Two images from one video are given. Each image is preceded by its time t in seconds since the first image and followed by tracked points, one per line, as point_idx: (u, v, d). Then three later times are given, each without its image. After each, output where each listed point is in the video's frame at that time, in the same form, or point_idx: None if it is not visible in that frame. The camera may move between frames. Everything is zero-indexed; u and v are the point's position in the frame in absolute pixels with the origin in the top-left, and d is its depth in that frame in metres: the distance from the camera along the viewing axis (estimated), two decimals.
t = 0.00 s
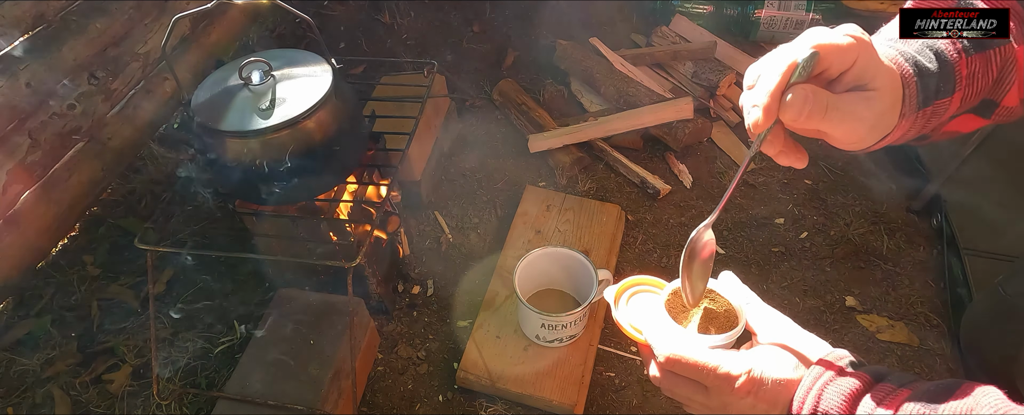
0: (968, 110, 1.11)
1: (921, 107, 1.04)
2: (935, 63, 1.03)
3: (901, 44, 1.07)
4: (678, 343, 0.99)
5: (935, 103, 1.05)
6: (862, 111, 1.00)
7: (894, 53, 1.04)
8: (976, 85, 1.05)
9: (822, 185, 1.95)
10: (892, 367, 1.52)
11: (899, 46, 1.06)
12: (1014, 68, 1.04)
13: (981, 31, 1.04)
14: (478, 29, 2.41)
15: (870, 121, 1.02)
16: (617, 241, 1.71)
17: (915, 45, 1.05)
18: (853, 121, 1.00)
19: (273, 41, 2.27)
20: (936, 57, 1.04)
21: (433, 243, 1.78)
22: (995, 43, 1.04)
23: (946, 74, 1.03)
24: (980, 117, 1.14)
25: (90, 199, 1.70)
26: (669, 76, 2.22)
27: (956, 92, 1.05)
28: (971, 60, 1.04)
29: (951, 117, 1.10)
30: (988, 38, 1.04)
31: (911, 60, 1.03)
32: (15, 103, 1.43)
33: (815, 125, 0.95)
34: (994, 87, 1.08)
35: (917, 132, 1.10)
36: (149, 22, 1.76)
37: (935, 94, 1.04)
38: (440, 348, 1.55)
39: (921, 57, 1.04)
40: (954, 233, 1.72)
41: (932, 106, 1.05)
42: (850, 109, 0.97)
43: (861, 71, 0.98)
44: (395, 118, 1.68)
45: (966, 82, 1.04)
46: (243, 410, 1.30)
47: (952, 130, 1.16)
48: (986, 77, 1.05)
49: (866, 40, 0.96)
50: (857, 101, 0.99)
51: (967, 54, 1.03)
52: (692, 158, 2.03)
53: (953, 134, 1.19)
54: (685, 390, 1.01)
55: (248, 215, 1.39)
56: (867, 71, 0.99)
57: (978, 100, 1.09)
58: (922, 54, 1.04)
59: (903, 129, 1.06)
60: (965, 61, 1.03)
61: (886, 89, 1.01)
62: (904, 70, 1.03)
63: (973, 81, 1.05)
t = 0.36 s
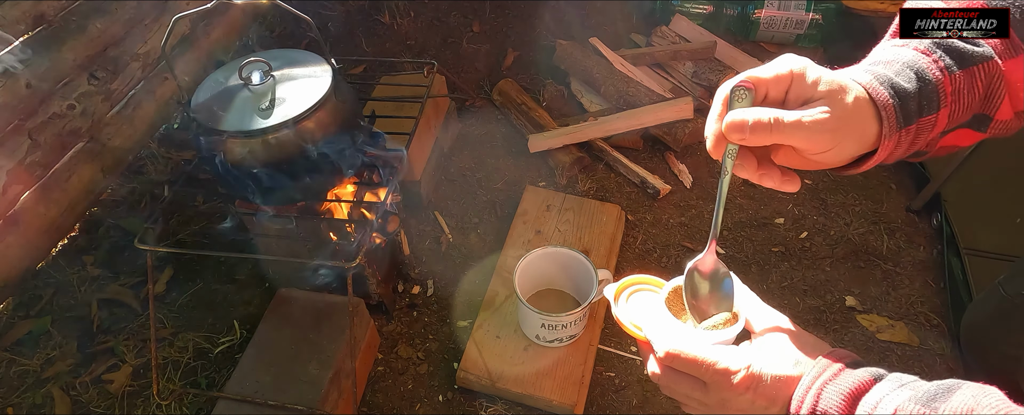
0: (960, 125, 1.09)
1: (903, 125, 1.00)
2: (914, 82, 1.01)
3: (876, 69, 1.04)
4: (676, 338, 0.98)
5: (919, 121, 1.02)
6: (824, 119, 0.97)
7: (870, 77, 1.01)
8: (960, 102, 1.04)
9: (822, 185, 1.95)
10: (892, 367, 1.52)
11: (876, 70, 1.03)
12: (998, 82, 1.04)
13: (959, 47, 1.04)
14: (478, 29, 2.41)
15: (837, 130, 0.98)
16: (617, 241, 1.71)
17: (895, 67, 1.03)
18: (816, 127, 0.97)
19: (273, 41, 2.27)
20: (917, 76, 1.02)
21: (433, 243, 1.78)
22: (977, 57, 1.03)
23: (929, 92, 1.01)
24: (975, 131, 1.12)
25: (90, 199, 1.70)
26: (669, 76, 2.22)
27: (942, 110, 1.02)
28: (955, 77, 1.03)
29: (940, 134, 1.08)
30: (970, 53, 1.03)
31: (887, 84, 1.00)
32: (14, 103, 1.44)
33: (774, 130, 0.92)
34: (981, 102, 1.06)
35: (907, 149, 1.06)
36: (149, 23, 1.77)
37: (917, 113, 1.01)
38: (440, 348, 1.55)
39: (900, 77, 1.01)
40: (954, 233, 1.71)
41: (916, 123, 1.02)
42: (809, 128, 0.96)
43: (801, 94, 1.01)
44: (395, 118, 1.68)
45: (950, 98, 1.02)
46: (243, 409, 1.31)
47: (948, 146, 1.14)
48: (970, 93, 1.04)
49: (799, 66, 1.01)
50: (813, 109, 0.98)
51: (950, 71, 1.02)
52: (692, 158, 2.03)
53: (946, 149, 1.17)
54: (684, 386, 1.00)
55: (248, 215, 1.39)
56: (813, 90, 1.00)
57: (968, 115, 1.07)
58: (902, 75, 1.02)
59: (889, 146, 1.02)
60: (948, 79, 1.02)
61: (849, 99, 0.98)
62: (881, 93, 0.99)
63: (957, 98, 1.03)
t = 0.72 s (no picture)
0: (925, 112, 1.07)
1: (855, 107, 1.03)
2: (867, 65, 1.03)
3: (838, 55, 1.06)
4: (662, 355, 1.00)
5: (874, 103, 1.04)
6: (766, 89, 1.04)
7: (824, 61, 1.06)
8: (919, 87, 1.03)
9: (822, 184, 1.95)
10: (891, 367, 1.52)
11: (834, 54, 1.07)
12: (957, 69, 1.02)
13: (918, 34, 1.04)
14: (478, 29, 2.41)
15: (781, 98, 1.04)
16: (616, 241, 1.71)
17: (854, 51, 1.06)
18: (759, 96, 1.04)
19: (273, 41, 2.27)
20: (872, 60, 1.03)
21: (433, 243, 1.78)
22: (933, 45, 1.03)
23: (883, 76, 1.02)
24: (943, 119, 1.08)
25: (90, 200, 1.70)
26: (669, 76, 2.22)
27: (898, 93, 1.03)
28: (913, 62, 1.02)
29: (903, 121, 1.07)
30: (927, 39, 1.03)
31: (840, 67, 1.04)
32: (15, 103, 1.44)
33: (717, 98, 1.00)
34: (942, 88, 1.04)
35: (867, 133, 1.07)
36: (149, 23, 1.77)
37: (870, 95, 1.03)
38: (440, 348, 1.55)
39: (853, 62, 1.04)
40: (954, 232, 1.71)
41: (871, 105, 1.03)
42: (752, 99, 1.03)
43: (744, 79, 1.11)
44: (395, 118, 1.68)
45: (907, 83, 1.02)
46: (243, 410, 1.31)
47: (919, 134, 1.11)
48: (930, 79, 1.03)
49: (740, 56, 1.12)
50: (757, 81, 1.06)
51: (906, 57, 1.03)
52: (692, 158, 2.03)
53: (923, 138, 1.14)
54: (673, 403, 1.02)
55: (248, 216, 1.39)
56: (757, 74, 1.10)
57: (933, 103, 1.05)
58: (856, 58, 1.05)
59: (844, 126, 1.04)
60: (905, 65, 1.02)
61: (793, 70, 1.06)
62: (832, 76, 1.04)
63: (915, 83, 1.03)
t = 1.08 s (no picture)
0: (817, 150, 1.02)
1: (747, 151, 1.02)
2: (762, 114, 0.99)
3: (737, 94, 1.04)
4: (687, 384, 1.05)
5: (767, 147, 1.01)
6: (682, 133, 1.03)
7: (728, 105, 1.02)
8: (806, 132, 0.99)
9: (821, 184, 1.95)
10: (891, 367, 1.52)
11: (735, 95, 1.04)
12: (840, 115, 0.97)
13: (808, 83, 0.98)
14: (478, 29, 2.41)
15: (693, 146, 1.04)
16: (617, 241, 1.71)
17: (749, 94, 1.02)
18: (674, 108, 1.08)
19: (273, 41, 2.27)
20: (766, 108, 0.99)
21: (433, 243, 1.78)
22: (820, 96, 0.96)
23: (776, 122, 0.99)
24: (838, 154, 1.04)
25: (90, 200, 1.70)
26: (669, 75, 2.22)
27: (789, 138, 1.00)
28: (801, 111, 0.98)
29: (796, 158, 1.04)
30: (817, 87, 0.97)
31: (738, 114, 1.01)
32: (15, 103, 1.44)
33: (643, 140, 1.02)
34: (830, 131, 1.00)
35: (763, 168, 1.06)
36: (148, 23, 1.77)
37: (762, 141, 1.00)
38: (440, 348, 1.55)
39: (750, 108, 1.00)
40: (954, 232, 1.71)
41: (763, 148, 1.01)
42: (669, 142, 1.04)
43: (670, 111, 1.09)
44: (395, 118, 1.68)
45: (796, 130, 0.99)
46: (243, 410, 1.31)
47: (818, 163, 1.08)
48: (818, 124, 0.98)
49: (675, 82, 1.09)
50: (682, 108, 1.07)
51: (796, 106, 0.98)
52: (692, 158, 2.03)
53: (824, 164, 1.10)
54: None
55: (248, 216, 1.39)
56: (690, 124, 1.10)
57: (824, 142, 1.01)
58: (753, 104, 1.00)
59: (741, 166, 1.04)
60: (796, 113, 0.98)
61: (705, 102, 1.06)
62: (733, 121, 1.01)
63: (803, 129, 0.99)
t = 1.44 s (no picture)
0: (863, 137, 1.09)
1: (800, 131, 1.06)
2: (819, 94, 1.04)
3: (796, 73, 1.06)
4: (691, 377, 1.03)
5: (818, 130, 1.06)
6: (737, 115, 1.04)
7: (783, 81, 1.06)
8: (860, 117, 1.04)
9: (821, 184, 1.95)
10: (891, 367, 1.52)
11: (795, 71, 1.07)
12: (896, 104, 1.02)
13: (868, 65, 1.02)
14: (478, 29, 2.41)
15: (746, 134, 1.05)
16: (617, 241, 1.71)
17: (806, 73, 1.06)
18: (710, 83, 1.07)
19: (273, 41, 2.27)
20: (823, 88, 1.04)
21: (433, 243, 1.78)
22: (880, 80, 1.01)
23: (832, 104, 1.04)
24: (880, 143, 1.11)
25: (90, 200, 1.71)
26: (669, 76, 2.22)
27: (841, 122, 1.05)
28: (858, 94, 1.03)
29: (843, 143, 1.09)
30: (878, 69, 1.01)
31: (796, 91, 1.04)
32: (15, 104, 1.44)
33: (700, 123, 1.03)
34: (881, 118, 1.05)
35: (807, 152, 1.11)
36: (149, 23, 1.78)
37: (816, 122, 1.05)
38: (440, 348, 1.55)
39: (808, 87, 1.04)
40: (954, 232, 1.71)
41: (814, 131, 1.06)
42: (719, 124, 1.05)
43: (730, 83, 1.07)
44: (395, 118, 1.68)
45: (852, 113, 1.04)
46: (243, 409, 1.31)
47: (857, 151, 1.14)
48: (871, 110, 1.04)
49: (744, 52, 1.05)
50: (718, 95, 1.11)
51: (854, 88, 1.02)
52: (691, 158, 2.03)
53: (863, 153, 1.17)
54: None
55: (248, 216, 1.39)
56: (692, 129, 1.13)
57: (869, 129, 1.07)
58: (812, 83, 1.04)
59: (786, 146, 1.08)
60: (853, 96, 1.03)
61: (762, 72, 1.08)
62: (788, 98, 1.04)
63: (858, 114, 1.04)
